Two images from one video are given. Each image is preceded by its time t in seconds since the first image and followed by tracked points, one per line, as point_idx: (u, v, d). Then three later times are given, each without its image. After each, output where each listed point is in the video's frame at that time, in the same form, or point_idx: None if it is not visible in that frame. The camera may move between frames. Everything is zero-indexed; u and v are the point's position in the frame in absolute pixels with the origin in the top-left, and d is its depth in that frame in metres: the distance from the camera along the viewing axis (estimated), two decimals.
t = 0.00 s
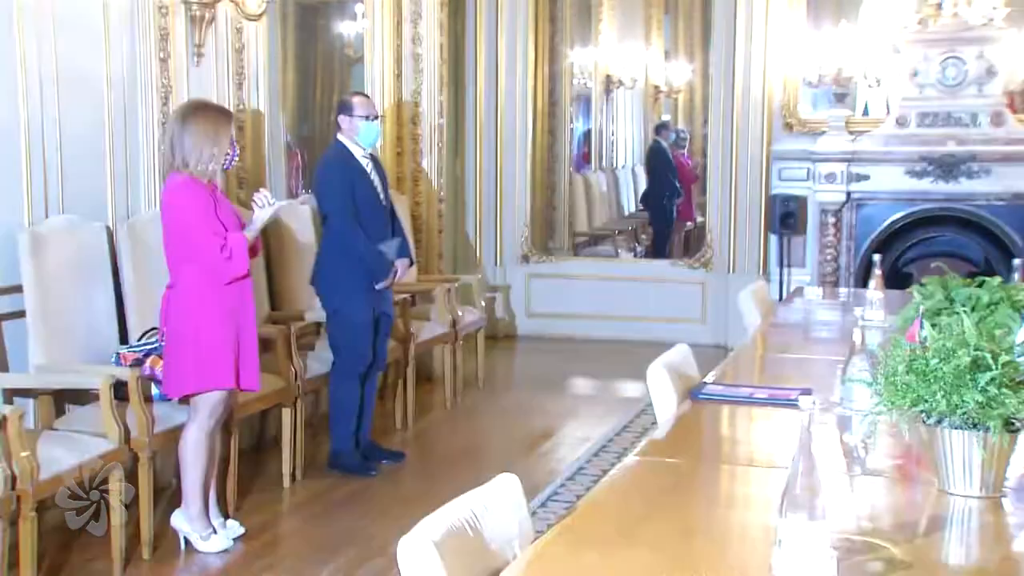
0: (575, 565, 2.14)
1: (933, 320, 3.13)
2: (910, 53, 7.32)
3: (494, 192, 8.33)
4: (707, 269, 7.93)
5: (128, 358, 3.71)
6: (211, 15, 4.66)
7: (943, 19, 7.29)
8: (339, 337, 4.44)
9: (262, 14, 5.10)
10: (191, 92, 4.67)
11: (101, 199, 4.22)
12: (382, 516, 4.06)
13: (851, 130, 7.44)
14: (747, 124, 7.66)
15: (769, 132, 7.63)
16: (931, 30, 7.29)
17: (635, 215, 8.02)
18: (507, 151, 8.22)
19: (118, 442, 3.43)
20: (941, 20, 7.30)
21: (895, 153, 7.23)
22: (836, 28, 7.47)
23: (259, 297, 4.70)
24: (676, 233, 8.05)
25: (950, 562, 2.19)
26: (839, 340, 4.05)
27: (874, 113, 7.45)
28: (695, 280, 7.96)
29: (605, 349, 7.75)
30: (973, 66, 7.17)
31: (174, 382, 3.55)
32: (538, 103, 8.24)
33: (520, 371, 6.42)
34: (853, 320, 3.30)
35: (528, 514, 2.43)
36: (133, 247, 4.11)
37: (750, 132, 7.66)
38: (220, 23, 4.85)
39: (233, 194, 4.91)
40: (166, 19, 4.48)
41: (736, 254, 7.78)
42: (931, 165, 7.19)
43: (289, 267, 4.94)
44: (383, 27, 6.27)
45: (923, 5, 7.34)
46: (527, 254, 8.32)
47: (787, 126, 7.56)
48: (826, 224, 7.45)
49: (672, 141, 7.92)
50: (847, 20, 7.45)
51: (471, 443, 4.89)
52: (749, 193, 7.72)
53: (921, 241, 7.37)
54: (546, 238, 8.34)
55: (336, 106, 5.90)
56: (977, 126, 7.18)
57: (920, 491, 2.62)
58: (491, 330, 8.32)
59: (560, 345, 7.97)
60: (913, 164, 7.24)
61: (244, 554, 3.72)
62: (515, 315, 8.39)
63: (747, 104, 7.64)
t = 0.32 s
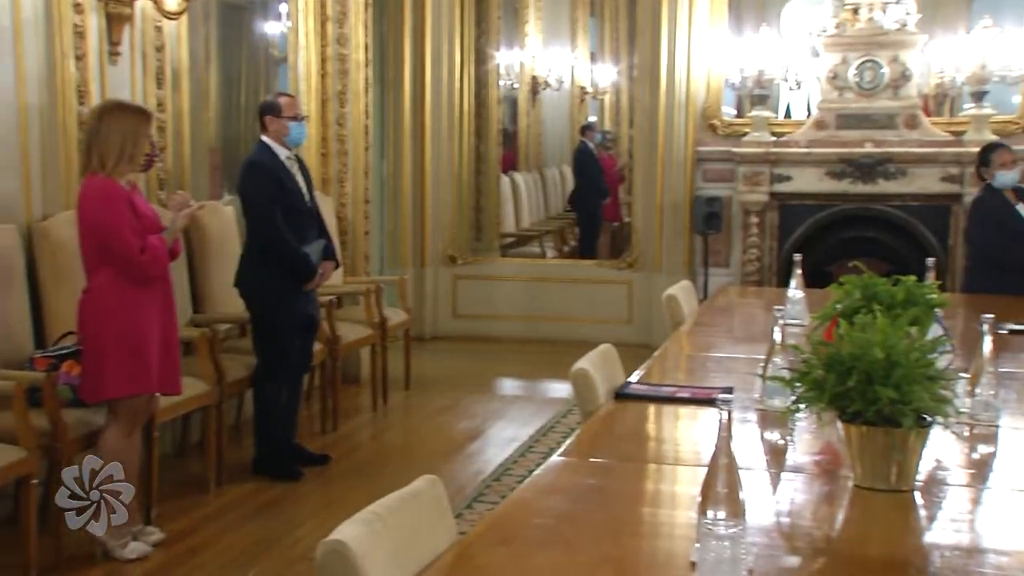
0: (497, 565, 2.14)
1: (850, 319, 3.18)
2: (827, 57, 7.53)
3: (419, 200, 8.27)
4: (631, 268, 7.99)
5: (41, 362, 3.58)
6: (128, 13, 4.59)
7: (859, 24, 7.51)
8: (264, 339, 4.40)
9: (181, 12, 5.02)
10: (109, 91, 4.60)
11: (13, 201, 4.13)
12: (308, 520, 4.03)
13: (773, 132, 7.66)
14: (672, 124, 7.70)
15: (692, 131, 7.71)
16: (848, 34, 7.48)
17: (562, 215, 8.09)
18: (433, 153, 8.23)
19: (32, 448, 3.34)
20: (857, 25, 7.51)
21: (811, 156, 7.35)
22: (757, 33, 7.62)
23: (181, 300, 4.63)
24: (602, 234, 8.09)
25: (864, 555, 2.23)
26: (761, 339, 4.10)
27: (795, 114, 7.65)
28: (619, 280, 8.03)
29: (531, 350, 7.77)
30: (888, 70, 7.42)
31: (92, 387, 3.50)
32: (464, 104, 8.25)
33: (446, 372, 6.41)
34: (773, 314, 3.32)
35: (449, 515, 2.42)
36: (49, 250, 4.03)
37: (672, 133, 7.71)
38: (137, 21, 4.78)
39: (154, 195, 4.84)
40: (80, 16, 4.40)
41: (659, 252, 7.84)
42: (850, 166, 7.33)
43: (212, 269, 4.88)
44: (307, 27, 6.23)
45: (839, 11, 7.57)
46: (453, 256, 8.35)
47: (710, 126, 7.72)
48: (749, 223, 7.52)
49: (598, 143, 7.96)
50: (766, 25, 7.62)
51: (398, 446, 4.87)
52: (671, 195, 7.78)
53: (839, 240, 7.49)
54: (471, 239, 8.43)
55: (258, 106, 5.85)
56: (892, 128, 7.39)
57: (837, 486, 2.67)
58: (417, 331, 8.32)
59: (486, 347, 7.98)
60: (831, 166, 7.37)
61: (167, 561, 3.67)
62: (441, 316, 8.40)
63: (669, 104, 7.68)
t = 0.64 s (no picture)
0: (423, 566, 2.14)
1: (777, 318, 3.21)
2: (754, 61, 7.62)
3: (350, 202, 8.23)
4: (563, 269, 8.02)
5: None
6: (47, 11, 4.50)
7: (784, 27, 7.61)
8: (192, 343, 4.34)
9: (103, 9, 4.93)
10: (28, 90, 4.51)
11: None
12: (239, 525, 3.99)
13: (702, 133, 7.77)
14: (603, 126, 7.76)
15: (623, 133, 7.78)
16: (774, 38, 7.61)
17: (495, 215, 8.05)
18: (364, 153, 8.20)
19: None
20: (783, 28, 7.61)
21: (740, 158, 7.44)
22: (686, 35, 7.74)
23: (105, 304, 4.56)
24: (535, 235, 8.11)
25: (788, 551, 2.26)
26: (691, 338, 4.14)
27: (725, 116, 7.77)
28: (551, 281, 8.05)
29: (463, 351, 7.77)
30: (814, 73, 7.52)
31: (10, 393, 3.43)
32: (395, 105, 8.22)
33: (378, 374, 6.38)
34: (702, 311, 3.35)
35: (378, 518, 2.40)
36: None
37: (604, 135, 7.77)
38: (57, 19, 4.68)
39: (76, 197, 4.76)
40: None
41: (590, 254, 7.89)
42: (778, 167, 7.42)
43: (139, 272, 4.81)
44: (235, 26, 6.18)
45: (766, 14, 7.67)
46: (385, 257, 8.32)
47: (640, 128, 7.84)
48: (679, 224, 7.62)
49: (530, 144, 7.98)
50: (695, 28, 7.75)
51: (330, 448, 4.84)
52: (603, 196, 7.82)
53: (766, 240, 7.58)
54: (404, 241, 8.40)
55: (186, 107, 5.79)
56: (818, 130, 7.50)
57: (764, 484, 2.70)
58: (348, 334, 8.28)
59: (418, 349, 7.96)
60: (759, 167, 7.46)
61: (91, 569, 3.60)
62: (372, 318, 8.36)
63: (601, 107, 7.75)
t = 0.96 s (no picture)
0: (347, 570, 2.13)
1: (702, 318, 3.24)
2: (680, 62, 7.69)
3: (277, 204, 8.16)
4: (492, 270, 8.04)
5: None
6: None
7: (710, 30, 7.66)
8: (114, 348, 4.27)
9: (17, 6, 4.78)
10: None
11: None
12: (164, 531, 3.93)
13: (630, 134, 7.85)
14: (531, 129, 7.78)
15: (551, 135, 7.83)
16: (700, 40, 7.64)
17: (424, 218, 8.09)
18: (291, 154, 8.15)
19: None
20: (709, 31, 7.65)
21: (667, 159, 7.51)
22: (613, 38, 7.81)
23: (23, 308, 4.47)
24: (464, 237, 8.12)
25: (712, 549, 2.28)
26: (619, 339, 4.17)
27: (653, 117, 7.85)
28: (481, 283, 8.06)
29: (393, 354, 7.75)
30: (738, 76, 7.59)
31: None
32: (324, 106, 8.19)
33: (307, 377, 6.33)
34: (628, 311, 3.36)
35: (302, 522, 2.38)
36: None
37: (532, 138, 7.79)
38: None
39: None
40: None
41: (519, 256, 7.93)
42: (704, 168, 7.49)
43: (59, 275, 4.73)
44: (158, 26, 6.10)
45: (691, 17, 7.72)
46: (313, 260, 8.27)
47: (569, 129, 7.90)
48: (607, 225, 7.66)
49: (460, 145, 7.96)
50: (622, 30, 7.81)
51: (258, 452, 4.79)
52: (531, 198, 7.86)
53: (693, 241, 7.64)
54: (332, 243, 8.35)
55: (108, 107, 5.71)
56: (743, 132, 7.60)
57: (689, 483, 2.72)
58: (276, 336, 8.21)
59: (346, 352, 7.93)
60: (686, 168, 7.52)
61: None
62: (300, 320, 8.29)
63: (529, 106, 7.75)
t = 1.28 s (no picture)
0: (272, 575, 2.11)
1: (627, 320, 3.27)
2: (606, 66, 7.72)
3: (203, 207, 8.07)
4: (422, 273, 8.03)
5: None
6: None
7: (637, 32, 7.73)
8: (31, 351, 4.19)
9: None
10: None
11: None
12: (87, 540, 3.87)
13: (560, 137, 7.91)
14: (460, 132, 7.81)
15: (480, 137, 7.86)
16: (628, 43, 7.71)
17: (353, 221, 8.00)
18: (217, 155, 8.06)
19: None
20: (636, 34, 7.72)
21: (594, 162, 7.56)
22: (541, 41, 7.87)
23: None
24: (394, 239, 8.08)
25: (637, 549, 2.29)
26: (548, 340, 4.19)
27: (582, 119, 7.90)
28: (411, 285, 8.05)
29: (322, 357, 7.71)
30: (665, 79, 7.67)
31: None
32: (250, 107, 8.10)
33: (235, 382, 6.27)
34: (555, 312, 3.37)
35: (225, 529, 2.35)
36: None
37: (460, 138, 7.83)
38: None
39: None
40: None
41: (448, 259, 7.94)
42: (631, 170, 7.55)
43: None
44: (77, 24, 5.97)
45: (619, 19, 7.76)
46: (240, 263, 8.21)
47: (497, 131, 7.96)
48: (536, 227, 7.71)
49: (389, 148, 7.94)
50: (550, 33, 7.87)
51: (184, 458, 4.73)
52: (461, 200, 7.90)
53: (620, 243, 7.68)
54: (260, 245, 8.27)
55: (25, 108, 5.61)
56: (670, 134, 7.67)
57: (615, 483, 2.74)
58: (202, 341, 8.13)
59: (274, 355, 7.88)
60: (614, 171, 7.58)
61: None
62: (227, 324, 8.24)
63: (457, 109, 7.80)
